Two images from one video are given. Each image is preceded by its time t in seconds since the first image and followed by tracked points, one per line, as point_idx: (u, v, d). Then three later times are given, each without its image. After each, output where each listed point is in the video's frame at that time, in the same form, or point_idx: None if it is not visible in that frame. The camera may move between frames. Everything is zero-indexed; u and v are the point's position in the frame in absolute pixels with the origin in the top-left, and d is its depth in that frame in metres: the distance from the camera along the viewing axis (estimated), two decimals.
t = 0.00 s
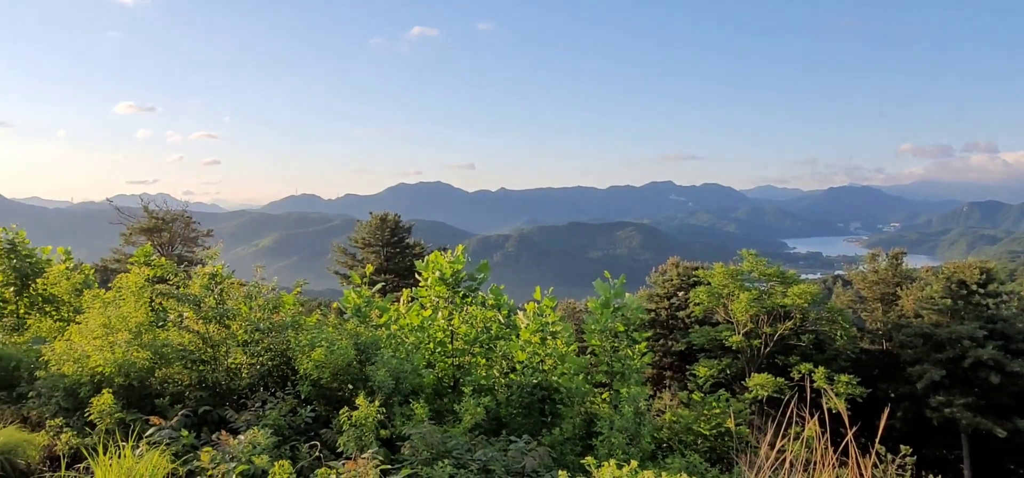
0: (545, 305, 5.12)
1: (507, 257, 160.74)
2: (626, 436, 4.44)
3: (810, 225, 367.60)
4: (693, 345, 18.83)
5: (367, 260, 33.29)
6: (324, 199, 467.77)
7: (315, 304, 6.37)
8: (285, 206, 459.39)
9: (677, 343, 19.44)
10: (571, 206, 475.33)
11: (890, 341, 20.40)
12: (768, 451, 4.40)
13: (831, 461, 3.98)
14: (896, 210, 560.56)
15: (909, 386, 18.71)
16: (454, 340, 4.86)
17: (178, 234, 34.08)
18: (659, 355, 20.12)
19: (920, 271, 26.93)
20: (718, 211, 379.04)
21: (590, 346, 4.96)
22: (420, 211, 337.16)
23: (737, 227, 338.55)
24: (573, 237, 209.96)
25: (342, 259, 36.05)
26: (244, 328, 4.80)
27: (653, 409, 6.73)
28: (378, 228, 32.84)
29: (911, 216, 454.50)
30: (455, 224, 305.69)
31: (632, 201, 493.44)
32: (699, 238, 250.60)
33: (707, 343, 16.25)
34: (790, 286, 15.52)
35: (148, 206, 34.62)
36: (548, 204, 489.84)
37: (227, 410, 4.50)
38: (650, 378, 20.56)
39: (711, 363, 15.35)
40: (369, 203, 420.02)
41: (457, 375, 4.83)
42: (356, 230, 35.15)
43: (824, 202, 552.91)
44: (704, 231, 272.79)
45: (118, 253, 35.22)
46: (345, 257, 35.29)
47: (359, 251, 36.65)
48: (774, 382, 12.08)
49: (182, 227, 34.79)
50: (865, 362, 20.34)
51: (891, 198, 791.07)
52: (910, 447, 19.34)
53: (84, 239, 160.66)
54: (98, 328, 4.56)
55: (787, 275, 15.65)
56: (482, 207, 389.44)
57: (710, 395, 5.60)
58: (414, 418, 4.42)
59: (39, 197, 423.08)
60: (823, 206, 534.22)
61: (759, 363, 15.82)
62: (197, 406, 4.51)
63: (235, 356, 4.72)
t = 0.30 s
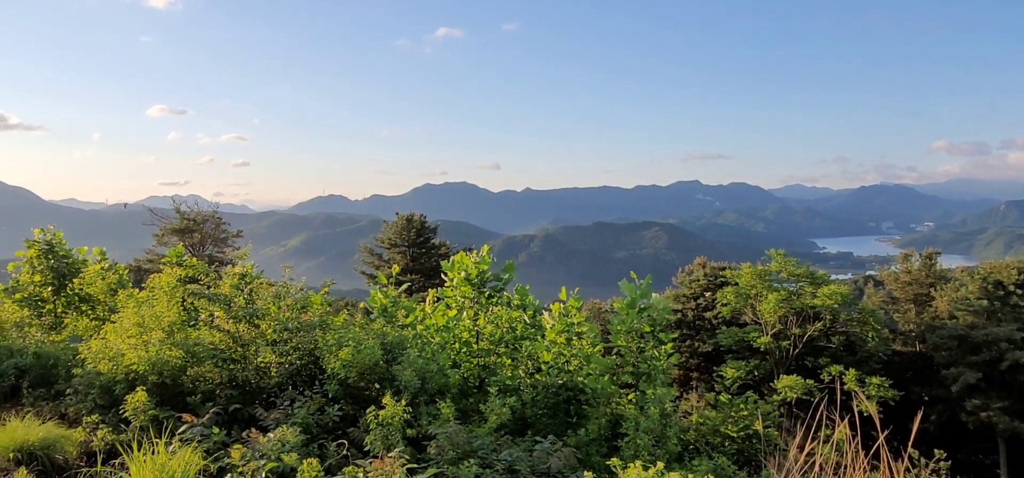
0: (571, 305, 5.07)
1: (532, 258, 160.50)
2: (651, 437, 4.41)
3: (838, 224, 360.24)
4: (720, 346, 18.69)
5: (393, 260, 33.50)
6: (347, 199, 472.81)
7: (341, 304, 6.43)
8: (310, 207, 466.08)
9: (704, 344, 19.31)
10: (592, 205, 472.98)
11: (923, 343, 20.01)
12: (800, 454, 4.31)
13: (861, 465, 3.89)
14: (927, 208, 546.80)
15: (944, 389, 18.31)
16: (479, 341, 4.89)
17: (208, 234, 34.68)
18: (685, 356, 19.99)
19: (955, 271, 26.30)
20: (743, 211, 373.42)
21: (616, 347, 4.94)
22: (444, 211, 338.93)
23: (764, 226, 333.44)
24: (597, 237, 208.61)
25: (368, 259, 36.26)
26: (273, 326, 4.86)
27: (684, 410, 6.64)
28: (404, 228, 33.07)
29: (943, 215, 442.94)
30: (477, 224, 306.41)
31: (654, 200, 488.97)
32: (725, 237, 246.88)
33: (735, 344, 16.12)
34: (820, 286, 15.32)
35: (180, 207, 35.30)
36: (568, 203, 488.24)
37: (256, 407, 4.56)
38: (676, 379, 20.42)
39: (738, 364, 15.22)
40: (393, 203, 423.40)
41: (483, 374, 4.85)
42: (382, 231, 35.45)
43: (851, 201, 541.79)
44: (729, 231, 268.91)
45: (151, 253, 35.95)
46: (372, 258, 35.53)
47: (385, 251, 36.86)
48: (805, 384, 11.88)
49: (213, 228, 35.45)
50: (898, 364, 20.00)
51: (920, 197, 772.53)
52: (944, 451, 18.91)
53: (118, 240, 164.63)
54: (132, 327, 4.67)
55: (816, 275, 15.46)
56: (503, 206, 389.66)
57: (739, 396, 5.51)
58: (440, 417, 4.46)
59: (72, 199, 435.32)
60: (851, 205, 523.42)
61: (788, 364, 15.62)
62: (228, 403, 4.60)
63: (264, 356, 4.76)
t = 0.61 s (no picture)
0: (578, 305, 5.05)
1: (540, 257, 160.56)
2: (660, 437, 4.40)
3: (847, 224, 358.33)
4: (729, 346, 18.65)
5: (401, 259, 33.55)
6: (354, 198, 473.77)
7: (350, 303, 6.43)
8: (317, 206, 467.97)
9: (712, 344, 19.26)
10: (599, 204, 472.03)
11: (934, 343, 19.93)
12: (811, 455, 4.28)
13: (873, 466, 3.90)
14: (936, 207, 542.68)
15: (955, 389, 18.21)
16: (487, 340, 4.88)
17: (218, 234, 34.90)
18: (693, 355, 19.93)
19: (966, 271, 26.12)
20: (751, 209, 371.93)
21: (624, 347, 4.93)
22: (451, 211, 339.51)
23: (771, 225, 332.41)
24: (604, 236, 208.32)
25: (376, 258, 36.25)
26: (282, 325, 4.87)
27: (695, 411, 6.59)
28: (412, 227, 33.10)
29: (953, 214, 439.45)
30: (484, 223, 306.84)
31: (661, 198, 487.70)
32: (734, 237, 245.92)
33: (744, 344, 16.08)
34: (830, 285, 15.32)
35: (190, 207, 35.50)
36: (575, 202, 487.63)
37: (265, 406, 4.58)
38: (685, 379, 20.35)
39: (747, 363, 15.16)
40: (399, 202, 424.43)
41: (491, 374, 4.86)
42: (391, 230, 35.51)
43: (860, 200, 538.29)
44: (737, 230, 268.05)
45: (161, 253, 36.14)
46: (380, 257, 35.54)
47: (394, 251, 36.86)
48: (814, 384, 11.86)
49: (222, 227, 35.59)
50: (908, 364, 19.93)
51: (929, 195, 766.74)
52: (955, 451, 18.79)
53: (129, 239, 166.03)
54: (143, 326, 4.71)
55: (826, 275, 15.48)
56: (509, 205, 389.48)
57: (747, 397, 5.47)
58: (449, 416, 4.47)
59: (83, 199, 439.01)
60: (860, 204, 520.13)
61: (797, 364, 15.59)
62: (237, 402, 4.62)
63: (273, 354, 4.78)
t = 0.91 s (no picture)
0: (567, 304, 5.05)
1: (529, 257, 160.67)
2: (647, 436, 4.43)
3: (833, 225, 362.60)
4: (716, 346, 18.71)
5: (391, 258, 33.39)
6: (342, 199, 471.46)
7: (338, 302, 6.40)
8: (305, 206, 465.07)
9: (700, 343, 19.33)
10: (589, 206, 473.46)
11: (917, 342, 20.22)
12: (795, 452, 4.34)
13: (853, 463, 3.96)
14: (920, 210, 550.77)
15: (938, 387, 18.50)
16: (475, 339, 4.88)
17: (204, 232, 34.48)
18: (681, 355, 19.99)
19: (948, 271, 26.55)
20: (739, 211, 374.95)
21: (612, 346, 4.93)
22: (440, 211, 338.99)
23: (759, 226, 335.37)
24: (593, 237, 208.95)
25: (365, 257, 36.01)
26: (268, 325, 4.83)
27: (683, 409, 6.63)
28: (402, 226, 33.05)
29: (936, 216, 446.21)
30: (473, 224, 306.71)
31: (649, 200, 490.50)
32: (724, 237, 247.86)
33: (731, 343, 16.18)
34: (816, 286, 15.43)
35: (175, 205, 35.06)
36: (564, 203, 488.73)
37: (250, 406, 4.53)
38: (672, 379, 20.39)
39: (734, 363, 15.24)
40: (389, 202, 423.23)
41: (479, 374, 4.84)
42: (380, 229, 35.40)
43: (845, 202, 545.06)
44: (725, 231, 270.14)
45: (146, 252, 35.64)
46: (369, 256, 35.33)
47: (383, 249, 36.67)
48: (801, 383, 11.99)
49: (208, 226, 35.20)
50: (892, 363, 20.24)
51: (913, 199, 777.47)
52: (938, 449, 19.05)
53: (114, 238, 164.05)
54: (126, 325, 4.63)
55: (812, 275, 15.59)
56: (499, 206, 389.64)
57: (733, 396, 5.51)
58: (436, 415, 4.46)
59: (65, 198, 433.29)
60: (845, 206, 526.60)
61: (783, 363, 15.73)
62: (222, 402, 4.57)
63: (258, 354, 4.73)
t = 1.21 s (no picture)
0: (534, 304, 5.06)
1: (497, 257, 161.10)
2: (610, 435, 4.46)
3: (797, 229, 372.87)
4: (680, 346, 18.95)
5: (357, 257, 33.07)
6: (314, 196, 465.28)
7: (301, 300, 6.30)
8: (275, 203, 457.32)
9: (665, 344, 19.52)
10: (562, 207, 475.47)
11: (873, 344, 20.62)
12: (752, 451, 4.43)
13: (808, 461, 4.12)
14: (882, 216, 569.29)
15: (893, 388, 19.00)
16: (441, 338, 4.84)
17: (164, 227, 33.66)
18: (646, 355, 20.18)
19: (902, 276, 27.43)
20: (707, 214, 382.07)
21: (578, 346, 4.93)
22: (411, 210, 336.86)
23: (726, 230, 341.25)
24: (564, 238, 210.13)
25: (331, 255, 35.53)
26: (229, 323, 4.74)
27: (644, 408, 6.69)
28: (369, 224, 32.62)
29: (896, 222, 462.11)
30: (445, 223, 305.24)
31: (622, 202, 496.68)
32: (689, 241, 251.77)
33: (695, 344, 16.42)
34: (777, 288, 15.76)
35: (133, 199, 34.11)
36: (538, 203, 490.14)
37: (209, 405, 4.44)
38: (637, 379, 20.55)
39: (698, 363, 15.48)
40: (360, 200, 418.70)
41: (444, 373, 4.80)
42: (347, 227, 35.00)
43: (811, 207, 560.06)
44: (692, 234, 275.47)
45: (102, 247, 34.59)
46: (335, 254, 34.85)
47: (349, 247, 36.25)
48: (762, 383, 12.16)
49: (169, 221, 34.40)
50: (849, 364, 20.53)
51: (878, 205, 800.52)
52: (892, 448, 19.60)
53: (67, 231, 158.85)
54: (78, 322, 4.47)
55: (774, 277, 15.87)
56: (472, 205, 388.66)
57: (694, 396, 5.60)
58: (399, 416, 4.42)
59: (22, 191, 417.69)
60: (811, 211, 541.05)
61: (745, 364, 16.00)
62: (179, 402, 4.45)
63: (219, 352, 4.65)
